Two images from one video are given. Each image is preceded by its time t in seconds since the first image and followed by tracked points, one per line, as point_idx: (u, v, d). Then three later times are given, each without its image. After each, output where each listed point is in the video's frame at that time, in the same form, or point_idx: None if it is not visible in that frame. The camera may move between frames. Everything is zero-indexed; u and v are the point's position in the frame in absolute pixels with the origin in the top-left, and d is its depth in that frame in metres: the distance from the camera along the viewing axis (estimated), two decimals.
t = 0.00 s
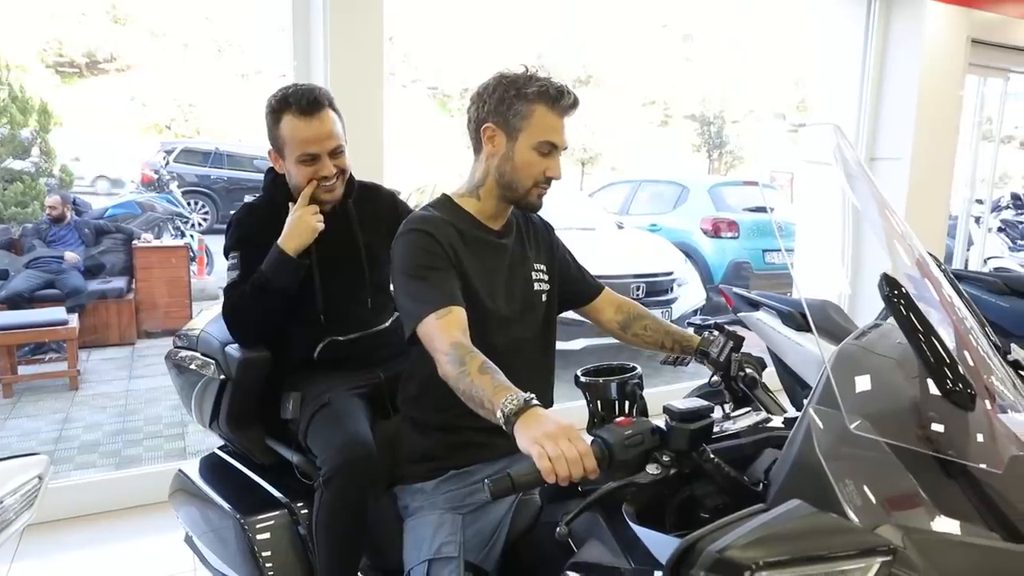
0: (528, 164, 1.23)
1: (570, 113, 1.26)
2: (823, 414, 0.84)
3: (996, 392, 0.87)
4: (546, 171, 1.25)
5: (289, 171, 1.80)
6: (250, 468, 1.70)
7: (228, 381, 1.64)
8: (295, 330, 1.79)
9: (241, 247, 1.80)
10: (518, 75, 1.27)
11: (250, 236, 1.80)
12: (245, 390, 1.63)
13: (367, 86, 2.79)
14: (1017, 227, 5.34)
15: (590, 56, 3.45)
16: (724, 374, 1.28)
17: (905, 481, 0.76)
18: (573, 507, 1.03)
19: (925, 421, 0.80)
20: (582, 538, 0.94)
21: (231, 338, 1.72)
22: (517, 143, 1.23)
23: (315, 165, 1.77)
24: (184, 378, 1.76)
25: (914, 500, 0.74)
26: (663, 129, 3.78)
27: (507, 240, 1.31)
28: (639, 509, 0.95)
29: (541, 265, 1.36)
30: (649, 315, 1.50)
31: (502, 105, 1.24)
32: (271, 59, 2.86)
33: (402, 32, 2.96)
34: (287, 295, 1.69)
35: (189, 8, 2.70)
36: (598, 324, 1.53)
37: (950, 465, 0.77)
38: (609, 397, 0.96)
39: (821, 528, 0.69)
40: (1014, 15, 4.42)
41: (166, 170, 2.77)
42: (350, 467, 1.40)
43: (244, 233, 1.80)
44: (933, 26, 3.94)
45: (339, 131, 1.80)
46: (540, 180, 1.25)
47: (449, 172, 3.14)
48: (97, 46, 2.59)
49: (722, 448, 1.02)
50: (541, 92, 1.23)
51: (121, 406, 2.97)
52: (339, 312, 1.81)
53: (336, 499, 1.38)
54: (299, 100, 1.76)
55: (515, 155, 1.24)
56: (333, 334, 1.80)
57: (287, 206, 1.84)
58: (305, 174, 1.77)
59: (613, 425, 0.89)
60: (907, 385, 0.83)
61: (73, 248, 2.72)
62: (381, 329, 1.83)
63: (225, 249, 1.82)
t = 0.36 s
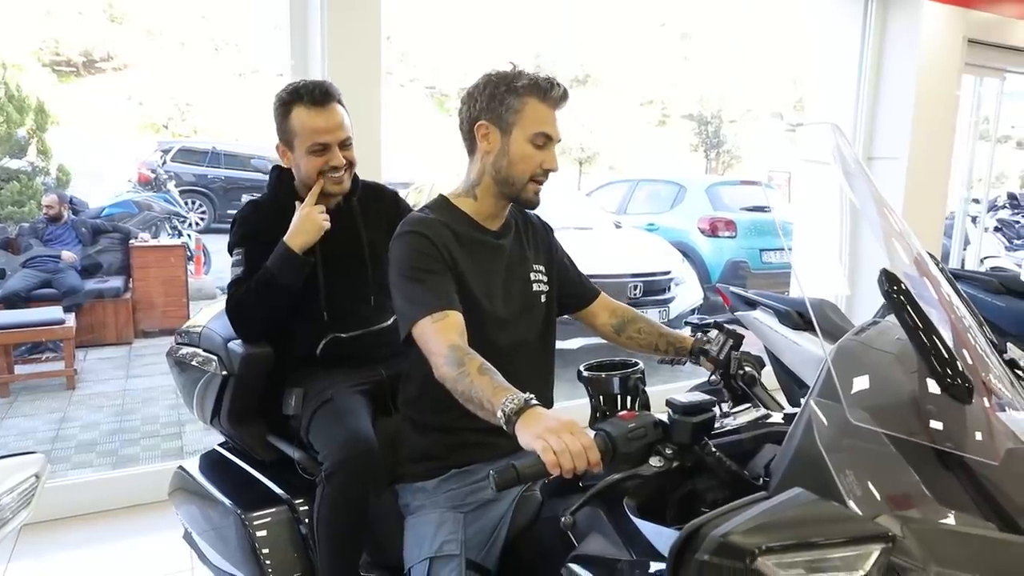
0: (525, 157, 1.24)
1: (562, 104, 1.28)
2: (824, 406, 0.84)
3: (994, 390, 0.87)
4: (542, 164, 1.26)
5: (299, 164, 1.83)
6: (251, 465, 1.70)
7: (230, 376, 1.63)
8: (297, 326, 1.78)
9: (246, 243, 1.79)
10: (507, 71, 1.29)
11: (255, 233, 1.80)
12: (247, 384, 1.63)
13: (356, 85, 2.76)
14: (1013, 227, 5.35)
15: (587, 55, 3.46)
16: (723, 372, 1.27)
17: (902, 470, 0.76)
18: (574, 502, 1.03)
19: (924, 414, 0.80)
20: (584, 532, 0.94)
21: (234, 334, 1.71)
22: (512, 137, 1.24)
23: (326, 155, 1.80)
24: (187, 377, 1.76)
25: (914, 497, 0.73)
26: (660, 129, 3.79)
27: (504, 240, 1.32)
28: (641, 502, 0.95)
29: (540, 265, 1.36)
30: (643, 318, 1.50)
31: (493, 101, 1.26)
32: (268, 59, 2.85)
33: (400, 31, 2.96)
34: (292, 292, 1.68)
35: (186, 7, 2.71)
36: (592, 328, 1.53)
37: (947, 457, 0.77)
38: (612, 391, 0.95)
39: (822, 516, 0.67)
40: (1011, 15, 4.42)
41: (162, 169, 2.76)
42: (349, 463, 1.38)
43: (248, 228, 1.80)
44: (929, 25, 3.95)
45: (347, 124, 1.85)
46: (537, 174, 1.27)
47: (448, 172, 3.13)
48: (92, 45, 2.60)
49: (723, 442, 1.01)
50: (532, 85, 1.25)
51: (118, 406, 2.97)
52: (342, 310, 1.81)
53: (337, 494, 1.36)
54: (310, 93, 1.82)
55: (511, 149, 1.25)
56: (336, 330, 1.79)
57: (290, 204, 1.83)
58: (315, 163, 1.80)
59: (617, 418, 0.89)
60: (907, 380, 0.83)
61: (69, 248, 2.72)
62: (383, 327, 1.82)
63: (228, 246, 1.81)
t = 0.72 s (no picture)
0: (512, 162, 1.24)
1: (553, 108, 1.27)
2: (820, 398, 0.82)
3: (990, 388, 0.85)
4: (528, 168, 1.25)
5: (298, 156, 1.82)
6: (245, 463, 1.67)
7: (225, 372, 1.61)
8: (293, 323, 1.77)
9: (244, 239, 1.78)
10: (499, 70, 1.26)
11: (252, 229, 1.78)
12: (245, 377, 1.60)
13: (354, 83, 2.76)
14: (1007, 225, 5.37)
15: (584, 54, 3.44)
16: (719, 369, 1.26)
17: (896, 458, 0.75)
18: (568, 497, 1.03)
19: (920, 406, 0.78)
20: (578, 527, 0.94)
21: (229, 330, 1.69)
22: (499, 141, 1.24)
23: (326, 147, 1.79)
24: (180, 375, 1.73)
25: (912, 490, 0.72)
26: (656, 127, 3.78)
27: (492, 240, 1.31)
28: (636, 497, 0.93)
29: (529, 265, 1.36)
30: (618, 308, 1.54)
31: (484, 103, 1.24)
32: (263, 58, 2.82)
33: (395, 30, 2.94)
34: (291, 288, 1.67)
35: (182, 7, 2.67)
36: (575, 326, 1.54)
37: (943, 449, 0.75)
38: (608, 385, 0.93)
39: (817, 504, 0.66)
40: (1006, 13, 4.42)
41: (157, 169, 2.74)
42: (344, 460, 1.36)
43: (244, 224, 1.78)
44: (925, 24, 3.95)
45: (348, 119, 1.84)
46: (522, 179, 1.26)
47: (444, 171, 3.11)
48: (87, 44, 2.57)
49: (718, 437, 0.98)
50: (523, 89, 1.23)
51: (111, 406, 2.98)
52: (339, 306, 1.80)
53: (333, 490, 1.34)
54: (313, 86, 1.82)
55: (497, 153, 1.24)
56: (332, 327, 1.78)
57: (291, 200, 1.82)
58: (315, 156, 1.79)
59: (613, 411, 0.86)
60: (903, 372, 0.81)
61: (63, 247, 2.69)
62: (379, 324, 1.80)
63: (225, 242, 1.80)
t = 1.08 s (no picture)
0: (489, 169, 1.24)
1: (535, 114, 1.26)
2: (790, 405, 0.80)
3: (965, 394, 0.85)
4: (506, 175, 1.25)
5: (277, 159, 1.80)
6: (227, 468, 1.66)
7: (206, 375, 1.60)
8: (274, 325, 1.76)
9: (224, 241, 1.77)
10: (479, 74, 1.25)
11: (232, 229, 1.78)
12: (223, 380, 1.59)
13: (346, 84, 2.76)
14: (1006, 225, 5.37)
15: (583, 55, 3.44)
16: (700, 374, 1.26)
17: (865, 470, 0.73)
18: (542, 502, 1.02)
19: (892, 413, 0.77)
20: (551, 533, 0.93)
21: (210, 333, 1.68)
22: (478, 147, 1.23)
23: (305, 150, 1.77)
24: (164, 380, 1.72)
25: (882, 505, 0.71)
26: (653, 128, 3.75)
27: (467, 245, 1.33)
28: (610, 504, 0.93)
29: (505, 270, 1.38)
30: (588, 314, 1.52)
31: (462, 108, 1.23)
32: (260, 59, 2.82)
33: (393, 30, 2.93)
34: (269, 291, 1.66)
35: (181, 7, 2.67)
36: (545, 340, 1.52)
37: (914, 456, 0.75)
38: (581, 390, 0.92)
39: (785, 514, 0.65)
40: (1003, 13, 4.41)
41: (153, 170, 2.73)
42: (322, 463, 1.37)
43: (223, 225, 1.78)
44: (918, 24, 3.94)
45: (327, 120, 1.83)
46: (500, 185, 1.26)
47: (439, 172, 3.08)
48: (86, 45, 2.57)
49: (691, 444, 0.97)
50: (504, 96, 1.22)
51: (103, 408, 2.94)
52: (322, 309, 1.80)
53: (310, 494, 1.36)
54: (292, 88, 1.80)
55: (476, 159, 1.24)
56: (312, 330, 1.78)
57: (267, 208, 1.82)
58: (295, 159, 1.78)
59: (583, 417, 0.84)
60: (874, 378, 0.79)
61: (56, 249, 2.69)
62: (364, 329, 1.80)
63: (206, 243, 1.79)
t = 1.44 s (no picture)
0: (457, 173, 1.23)
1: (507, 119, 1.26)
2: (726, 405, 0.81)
3: (916, 406, 0.88)
4: (474, 181, 1.25)
5: (264, 149, 1.89)
6: (200, 467, 1.69)
7: (176, 373, 1.65)
8: (246, 325, 1.85)
9: (195, 240, 1.87)
10: (446, 76, 1.24)
11: (204, 227, 1.88)
12: (193, 378, 1.64)
13: (328, 84, 2.71)
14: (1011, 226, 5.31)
15: (589, 55, 3.45)
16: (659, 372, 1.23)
17: (801, 479, 0.73)
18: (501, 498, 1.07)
19: (828, 414, 0.78)
20: (506, 531, 0.95)
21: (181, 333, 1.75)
22: (444, 150, 1.23)
23: (296, 141, 1.91)
24: (141, 380, 1.74)
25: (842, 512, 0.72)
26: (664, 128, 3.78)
27: (439, 242, 1.34)
28: (560, 502, 0.89)
29: (479, 267, 1.39)
30: (599, 311, 1.48)
31: (428, 110, 1.23)
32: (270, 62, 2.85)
33: (404, 31, 2.96)
34: (237, 290, 1.73)
35: (191, 9, 2.70)
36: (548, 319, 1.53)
37: (849, 457, 0.76)
38: (529, 388, 0.94)
39: (690, 517, 0.72)
40: (1004, 11, 4.39)
41: (157, 170, 2.75)
42: (284, 458, 1.43)
43: (199, 224, 1.88)
44: (917, 22, 3.91)
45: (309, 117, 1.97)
46: (469, 190, 1.26)
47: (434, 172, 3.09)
48: (96, 47, 2.60)
49: (640, 443, 0.95)
50: (470, 98, 1.21)
51: (99, 406, 2.95)
52: (292, 308, 1.89)
53: (270, 491, 1.40)
54: (281, 85, 1.95)
55: (443, 164, 1.24)
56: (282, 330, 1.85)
57: (239, 202, 1.93)
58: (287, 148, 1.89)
59: (527, 415, 0.88)
60: (809, 376, 0.81)
61: (57, 249, 2.71)
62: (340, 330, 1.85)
63: (178, 243, 1.88)
